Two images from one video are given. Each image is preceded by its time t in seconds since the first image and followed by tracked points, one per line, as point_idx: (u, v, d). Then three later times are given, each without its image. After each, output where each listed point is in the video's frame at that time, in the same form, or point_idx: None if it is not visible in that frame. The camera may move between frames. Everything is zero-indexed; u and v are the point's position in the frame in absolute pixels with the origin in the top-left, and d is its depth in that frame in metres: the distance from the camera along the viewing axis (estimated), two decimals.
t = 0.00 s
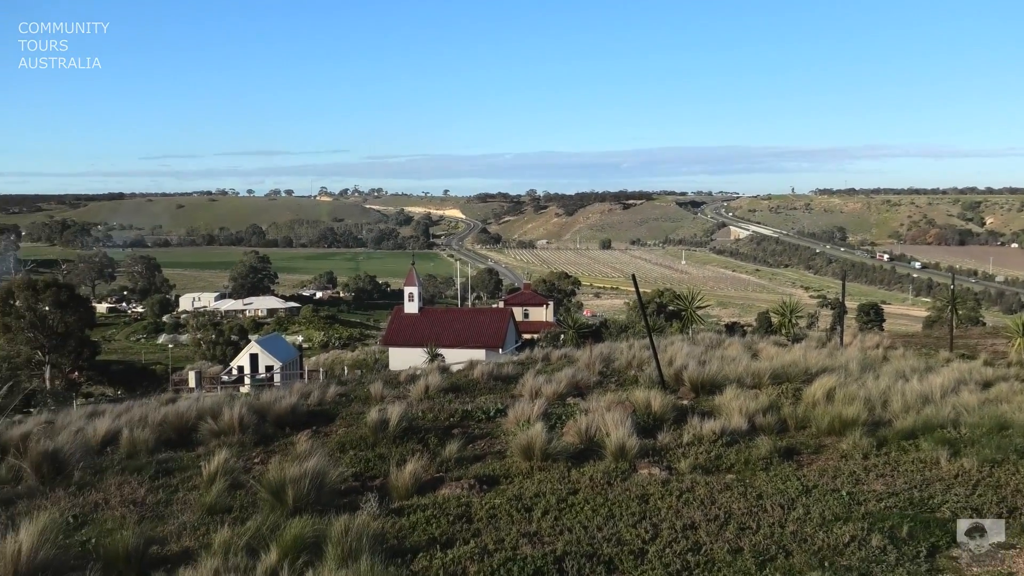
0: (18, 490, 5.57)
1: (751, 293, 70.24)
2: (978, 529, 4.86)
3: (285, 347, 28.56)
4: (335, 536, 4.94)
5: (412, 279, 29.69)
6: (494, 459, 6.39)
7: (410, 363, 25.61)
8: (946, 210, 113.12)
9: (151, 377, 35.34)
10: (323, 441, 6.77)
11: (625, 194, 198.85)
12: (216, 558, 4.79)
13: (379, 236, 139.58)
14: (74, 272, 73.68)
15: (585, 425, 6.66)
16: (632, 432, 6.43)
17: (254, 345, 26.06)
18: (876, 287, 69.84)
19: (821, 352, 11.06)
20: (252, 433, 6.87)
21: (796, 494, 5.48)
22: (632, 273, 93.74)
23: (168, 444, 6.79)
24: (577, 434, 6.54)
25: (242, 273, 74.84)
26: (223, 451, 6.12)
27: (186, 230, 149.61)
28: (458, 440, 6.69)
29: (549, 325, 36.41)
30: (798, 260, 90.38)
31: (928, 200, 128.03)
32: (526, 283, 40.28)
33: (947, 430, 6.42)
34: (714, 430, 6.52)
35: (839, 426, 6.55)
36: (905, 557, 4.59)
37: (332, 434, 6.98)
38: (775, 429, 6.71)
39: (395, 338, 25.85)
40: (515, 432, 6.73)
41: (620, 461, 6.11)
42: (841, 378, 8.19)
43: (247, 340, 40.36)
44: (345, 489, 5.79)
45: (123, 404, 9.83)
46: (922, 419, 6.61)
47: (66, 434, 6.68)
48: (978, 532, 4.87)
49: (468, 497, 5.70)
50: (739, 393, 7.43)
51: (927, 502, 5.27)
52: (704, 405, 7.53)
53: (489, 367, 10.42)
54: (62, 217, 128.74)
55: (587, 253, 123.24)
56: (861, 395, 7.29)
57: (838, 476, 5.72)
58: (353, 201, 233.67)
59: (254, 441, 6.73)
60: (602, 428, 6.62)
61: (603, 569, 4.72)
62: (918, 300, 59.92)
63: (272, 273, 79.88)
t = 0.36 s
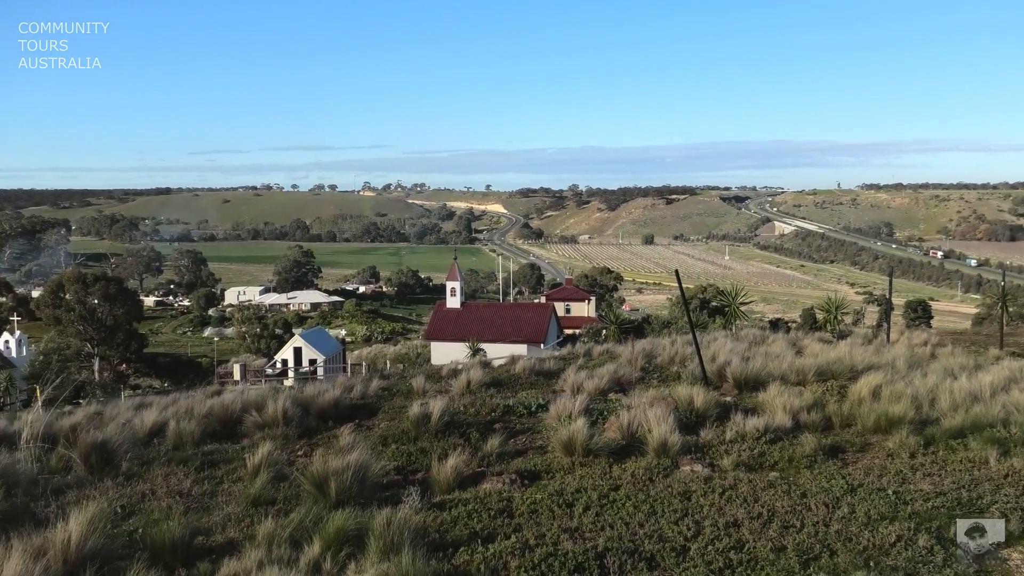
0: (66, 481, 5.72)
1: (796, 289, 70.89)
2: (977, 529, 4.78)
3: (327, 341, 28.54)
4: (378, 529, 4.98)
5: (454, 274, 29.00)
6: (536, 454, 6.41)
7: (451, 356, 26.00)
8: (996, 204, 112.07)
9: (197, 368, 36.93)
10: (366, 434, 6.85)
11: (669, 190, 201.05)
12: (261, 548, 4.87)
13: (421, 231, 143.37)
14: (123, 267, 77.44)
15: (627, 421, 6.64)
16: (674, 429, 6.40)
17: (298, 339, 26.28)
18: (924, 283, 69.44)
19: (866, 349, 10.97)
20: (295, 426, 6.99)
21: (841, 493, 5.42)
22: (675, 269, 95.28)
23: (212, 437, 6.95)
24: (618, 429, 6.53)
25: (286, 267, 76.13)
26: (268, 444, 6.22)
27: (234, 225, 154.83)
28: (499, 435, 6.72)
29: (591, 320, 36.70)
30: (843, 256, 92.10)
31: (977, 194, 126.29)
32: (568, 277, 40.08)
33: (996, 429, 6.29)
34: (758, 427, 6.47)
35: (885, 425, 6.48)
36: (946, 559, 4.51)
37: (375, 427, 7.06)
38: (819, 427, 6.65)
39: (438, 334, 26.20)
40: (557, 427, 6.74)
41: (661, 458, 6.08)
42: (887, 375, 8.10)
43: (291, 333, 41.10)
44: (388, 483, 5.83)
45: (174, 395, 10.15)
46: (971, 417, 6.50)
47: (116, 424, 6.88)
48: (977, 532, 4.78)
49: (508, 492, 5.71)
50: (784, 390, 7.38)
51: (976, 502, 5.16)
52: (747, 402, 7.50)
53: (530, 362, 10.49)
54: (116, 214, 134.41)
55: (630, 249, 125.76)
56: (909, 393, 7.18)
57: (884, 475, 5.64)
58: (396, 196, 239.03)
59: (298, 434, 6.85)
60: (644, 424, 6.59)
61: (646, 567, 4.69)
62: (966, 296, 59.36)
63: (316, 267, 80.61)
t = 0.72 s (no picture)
0: (118, 475, 5.90)
1: (846, 288, 71.15)
2: (978, 530, 4.78)
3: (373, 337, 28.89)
4: (423, 526, 5.01)
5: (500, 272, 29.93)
6: (580, 452, 6.40)
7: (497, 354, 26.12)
8: None
9: (244, 364, 37.63)
10: (411, 431, 6.93)
11: (715, 187, 201.83)
12: (306, 543, 4.94)
13: (466, 228, 147.47)
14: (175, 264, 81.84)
15: (672, 420, 6.59)
16: (721, 428, 6.34)
17: (343, 336, 26.57)
18: (977, 282, 68.29)
19: (919, 349, 10.81)
20: (342, 422, 7.11)
21: (890, 494, 5.34)
22: (721, 267, 96.42)
23: (259, 432, 7.11)
24: (664, 428, 6.51)
25: (332, 264, 77.82)
26: (314, 440, 6.32)
27: (284, 223, 160.42)
28: (544, 433, 6.73)
29: (637, 319, 36.65)
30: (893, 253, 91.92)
31: None
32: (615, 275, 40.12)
33: None
34: (805, 427, 6.43)
35: (936, 427, 6.37)
36: (994, 562, 4.41)
37: (420, 424, 7.14)
38: (868, 428, 6.56)
39: (484, 330, 26.20)
40: (601, 425, 6.75)
41: (707, 457, 6.04)
42: (939, 376, 7.96)
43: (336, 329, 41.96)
44: (432, 480, 5.87)
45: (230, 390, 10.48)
46: None
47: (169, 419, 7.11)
48: (976, 533, 4.79)
49: (552, 490, 5.71)
50: (830, 390, 7.32)
51: None
52: (795, 402, 7.44)
53: (576, 360, 10.54)
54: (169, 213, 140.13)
55: (677, 246, 127.70)
56: (960, 394, 7.05)
57: (934, 477, 5.55)
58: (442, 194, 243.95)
59: (344, 429, 6.97)
60: (690, 424, 6.57)
61: (691, 567, 4.65)
62: (1022, 296, 58.23)
63: (362, 264, 82.29)
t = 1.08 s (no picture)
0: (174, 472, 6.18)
1: (899, 287, 71.11)
2: (977, 530, 4.83)
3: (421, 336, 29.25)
4: (470, 523, 5.03)
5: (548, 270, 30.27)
6: (627, 452, 6.40)
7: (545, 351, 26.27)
8: None
9: (294, 362, 38.21)
10: (459, 428, 7.07)
11: (765, 186, 202.57)
12: (355, 539, 5.00)
13: (515, 226, 153.15)
14: (228, 259, 85.57)
15: (721, 420, 6.56)
16: (771, 429, 6.29)
17: (393, 333, 26.87)
18: None
19: (976, 350, 10.62)
20: (389, 419, 7.29)
21: (945, 498, 5.24)
22: (771, 267, 97.75)
23: (309, 428, 7.35)
24: (713, 428, 6.49)
25: (382, 262, 80.45)
26: (362, 437, 6.45)
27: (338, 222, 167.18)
28: (591, 432, 6.78)
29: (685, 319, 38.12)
30: (949, 253, 91.36)
31: None
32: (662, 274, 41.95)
33: None
34: (858, 429, 6.35)
35: (994, 430, 6.23)
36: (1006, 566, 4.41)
37: (468, 421, 7.29)
38: (922, 430, 6.45)
39: (531, 329, 26.59)
40: (650, 425, 6.76)
41: (757, 458, 6.00)
42: (996, 378, 7.80)
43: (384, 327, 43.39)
44: (481, 477, 5.93)
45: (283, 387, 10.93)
46: None
47: (223, 415, 7.43)
48: (976, 532, 4.84)
49: (600, 489, 5.72)
50: (883, 392, 7.23)
51: None
52: (847, 404, 7.38)
53: (623, 358, 10.68)
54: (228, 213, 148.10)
55: (727, 246, 129.86)
56: (1019, 397, 6.89)
57: (991, 481, 5.43)
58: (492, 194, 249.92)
59: (393, 426, 7.16)
60: (739, 423, 6.53)
61: (740, 568, 4.61)
62: None
63: (410, 263, 84.75)
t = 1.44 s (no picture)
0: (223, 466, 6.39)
1: (954, 287, 70.55)
2: (977, 529, 4.84)
3: (469, 333, 31.06)
4: (519, 521, 5.04)
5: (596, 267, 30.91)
6: (676, 451, 6.39)
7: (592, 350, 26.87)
8: None
9: (343, 357, 39.99)
10: (505, 425, 7.20)
11: (817, 184, 202.70)
12: (403, 534, 5.05)
13: (563, 225, 158.42)
14: (279, 256, 88.15)
15: (772, 420, 6.53)
16: (822, 429, 6.25)
17: (440, 330, 28.81)
18: None
19: None
20: (436, 416, 7.47)
21: (1004, 503, 5.11)
22: (823, 267, 98.62)
23: (357, 424, 7.56)
24: (764, 428, 6.47)
25: (430, 259, 82.69)
26: (410, 433, 6.60)
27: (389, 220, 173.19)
28: (640, 430, 6.82)
29: (736, 318, 39.65)
30: (1007, 253, 90.32)
31: None
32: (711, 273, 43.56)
33: None
34: (911, 430, 6.29)
35: None
36: (1010, 566, 4.43)
37: (515, 419, 7.41)
38: (977, 433, 6.34)
39: (578, 326, 27.13)
40: (699, 424, 6.78)
41: (808, 458, 5.97)
42: None
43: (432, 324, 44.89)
44: (527, 474, 5.98)
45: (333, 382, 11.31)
46: None
47: (273, 410, 7.68)
48: (978, 533, 4.83)
49: (648, 488, 5.73)
50: (938, 393, 7.12)
51: None
52: (900, 405, 7.31)
53: (672, 357, 10.74)
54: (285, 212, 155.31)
55: (778, 243, 130.92)
56: None
57: None
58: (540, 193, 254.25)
59: (440, 423, 7.34)
60: (790, 424, 6.49)
61: (790, 570, 4.56)
62: None
63: (458, 259, 86.20)
